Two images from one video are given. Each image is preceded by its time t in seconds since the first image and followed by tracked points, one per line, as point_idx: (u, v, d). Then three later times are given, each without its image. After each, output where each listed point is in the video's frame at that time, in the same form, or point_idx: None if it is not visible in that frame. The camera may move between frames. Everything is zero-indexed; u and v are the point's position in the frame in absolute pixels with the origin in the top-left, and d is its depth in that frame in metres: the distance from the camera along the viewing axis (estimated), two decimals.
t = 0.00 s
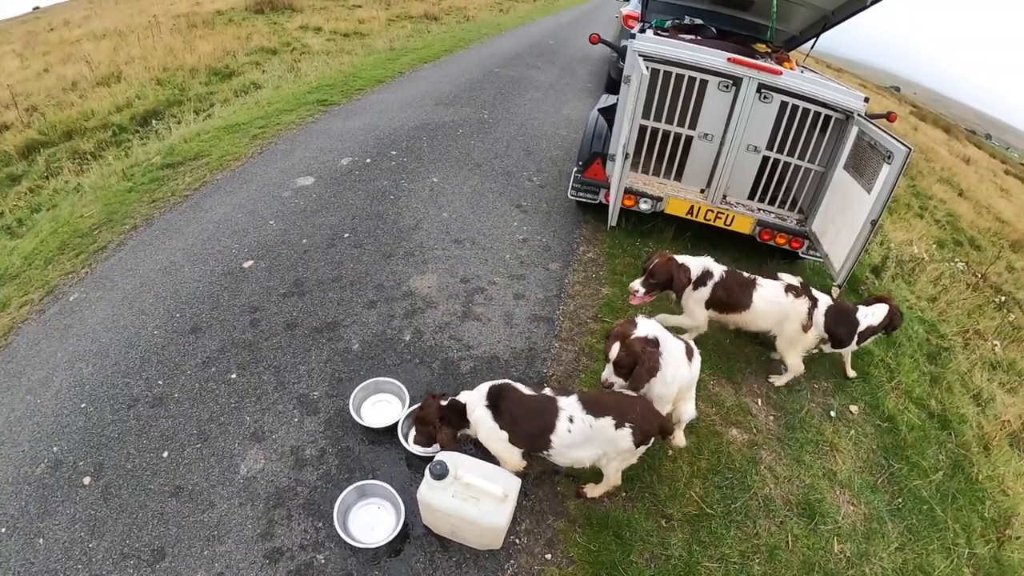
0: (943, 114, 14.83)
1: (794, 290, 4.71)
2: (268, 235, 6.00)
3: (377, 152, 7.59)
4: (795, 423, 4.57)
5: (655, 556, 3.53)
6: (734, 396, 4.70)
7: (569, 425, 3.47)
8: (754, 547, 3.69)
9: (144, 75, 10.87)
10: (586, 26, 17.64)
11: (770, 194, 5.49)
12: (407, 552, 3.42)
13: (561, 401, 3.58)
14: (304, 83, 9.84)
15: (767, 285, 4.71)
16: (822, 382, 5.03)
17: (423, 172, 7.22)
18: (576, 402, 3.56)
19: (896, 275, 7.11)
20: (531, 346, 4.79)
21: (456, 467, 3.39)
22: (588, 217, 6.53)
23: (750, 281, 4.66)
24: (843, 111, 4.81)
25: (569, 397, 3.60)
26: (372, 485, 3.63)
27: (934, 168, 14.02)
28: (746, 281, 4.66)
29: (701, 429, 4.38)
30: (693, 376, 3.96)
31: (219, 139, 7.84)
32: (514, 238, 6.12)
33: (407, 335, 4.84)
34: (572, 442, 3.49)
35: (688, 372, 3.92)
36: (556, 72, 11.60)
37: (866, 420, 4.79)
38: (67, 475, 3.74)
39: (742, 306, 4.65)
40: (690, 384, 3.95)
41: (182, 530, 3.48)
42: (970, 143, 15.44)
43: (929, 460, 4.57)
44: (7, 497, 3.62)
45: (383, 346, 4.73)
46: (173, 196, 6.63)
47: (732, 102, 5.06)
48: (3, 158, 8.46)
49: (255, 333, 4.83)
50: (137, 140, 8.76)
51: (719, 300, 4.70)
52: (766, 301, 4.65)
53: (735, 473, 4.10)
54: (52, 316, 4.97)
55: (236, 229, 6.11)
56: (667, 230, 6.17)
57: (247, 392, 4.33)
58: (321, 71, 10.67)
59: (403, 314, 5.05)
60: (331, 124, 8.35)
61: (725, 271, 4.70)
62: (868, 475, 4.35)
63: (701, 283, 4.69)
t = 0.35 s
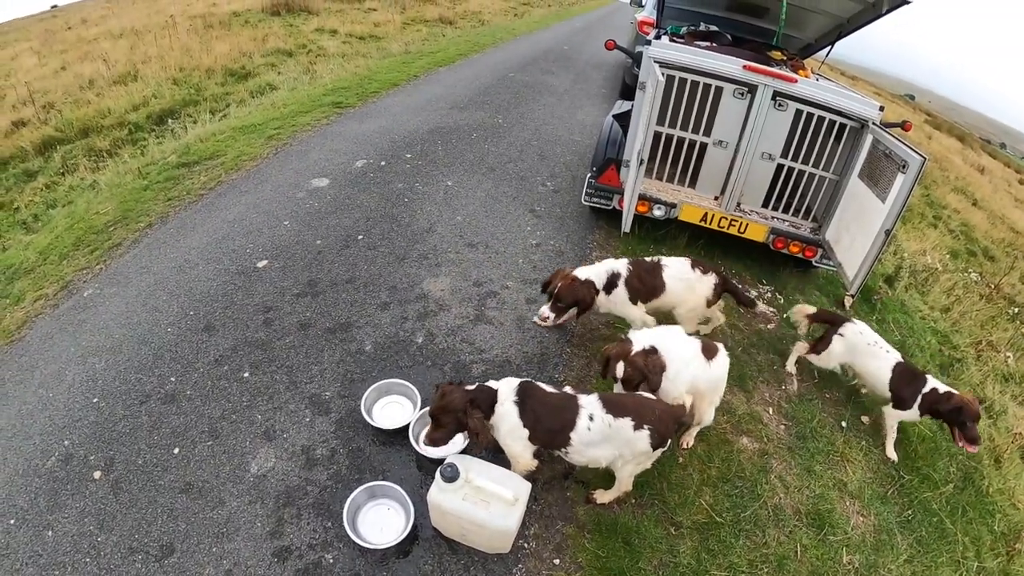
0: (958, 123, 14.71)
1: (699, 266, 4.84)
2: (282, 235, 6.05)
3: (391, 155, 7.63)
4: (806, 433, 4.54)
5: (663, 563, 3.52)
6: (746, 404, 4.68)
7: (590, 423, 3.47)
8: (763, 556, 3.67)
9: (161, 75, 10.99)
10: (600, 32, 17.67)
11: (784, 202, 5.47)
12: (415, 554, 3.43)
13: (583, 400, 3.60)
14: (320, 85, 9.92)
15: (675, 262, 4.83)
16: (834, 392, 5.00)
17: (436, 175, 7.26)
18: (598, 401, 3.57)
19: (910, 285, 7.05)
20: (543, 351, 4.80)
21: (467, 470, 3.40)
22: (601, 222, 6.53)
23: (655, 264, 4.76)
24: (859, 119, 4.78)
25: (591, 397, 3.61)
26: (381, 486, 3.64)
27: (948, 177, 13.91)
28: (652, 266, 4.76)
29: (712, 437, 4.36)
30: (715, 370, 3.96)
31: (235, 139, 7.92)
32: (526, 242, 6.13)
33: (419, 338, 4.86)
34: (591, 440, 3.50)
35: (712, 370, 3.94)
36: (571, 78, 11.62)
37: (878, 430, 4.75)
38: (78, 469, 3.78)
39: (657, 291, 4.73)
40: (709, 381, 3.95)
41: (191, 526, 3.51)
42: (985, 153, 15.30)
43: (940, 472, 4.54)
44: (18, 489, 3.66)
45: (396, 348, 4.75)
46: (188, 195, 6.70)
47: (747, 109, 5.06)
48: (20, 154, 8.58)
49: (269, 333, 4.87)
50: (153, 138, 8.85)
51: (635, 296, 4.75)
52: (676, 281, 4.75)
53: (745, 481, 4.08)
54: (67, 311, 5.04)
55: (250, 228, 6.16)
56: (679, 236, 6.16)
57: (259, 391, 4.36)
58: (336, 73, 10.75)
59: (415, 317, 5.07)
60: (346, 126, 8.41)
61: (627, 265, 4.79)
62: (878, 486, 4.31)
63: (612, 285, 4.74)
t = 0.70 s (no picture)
0: (969, 131, 14.63)
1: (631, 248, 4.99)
2: (292, 236, 6.09)
3: (401, 157, 7.67)
4: (812, 439, 4.52)
5: (667, 568, 3.51)
6: (752, 410, 4.67)
7: (617, 415, 3.53)
8: (767, 562, 3.66)
9: (173, 75, 11.09)
10: (610, 36, 17.69)
11: (793, 208, 5.46)
12: (419, 555, 3.44)
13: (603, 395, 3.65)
14: (330, 87, 9.98)
15: (610, 248, 4.87)
16: (842, 399, 4.97)
17: (445, 178, 7.29)
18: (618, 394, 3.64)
19: (918, 293, 7.02)
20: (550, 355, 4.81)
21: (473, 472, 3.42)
22: (609, 226, 6.53)
23: (596, 259, 4.71)
24: (868, 126, 4.78)
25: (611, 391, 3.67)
26: (386, 486, 3.66)
27: (958, 184, 13.82)
28: (593, 262, 4.69)
29: (718, 442, 4.36)
30: (732, 333, 4.43)
31: (246, 139, 7.98)
32: (534, 246, 6.14)
33: (427, 339, 4.88)
34: (618, 431, 3.54)
35: (712, 340, 4.37)
36: (581, 82, 11.64)
37: (885, 438, 4.73)
38: (85, 464, 3.81)
39: (609, 281, 4.70)
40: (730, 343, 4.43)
41: (196, 523, 3.54)
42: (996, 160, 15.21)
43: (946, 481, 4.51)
44: (25, 483, 3.70)
45: (403, 350, 4.77)
46: (198, 194, 6.76)
47: (756, 115, 5.06)
48: (32, 151, 8.68)
49: (277, 332, 4.90)
50: (164, 138, 8.93)
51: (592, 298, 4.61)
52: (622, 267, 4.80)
53: (751, 487, 4.07)
54: (76, 307, 5.09)
55: (260, 228, 6.20)
56: (688, 241, 6.15)
57: (267, 390, 4.39)
58: (347, 75, 10.81)
59: (423, 318, 5.09)
60: (356, 128, 8.46)
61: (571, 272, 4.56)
62: (884, 494, 4.29)
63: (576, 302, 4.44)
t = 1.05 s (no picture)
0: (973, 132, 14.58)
1: (570, 242, 4.83)
2: (294, 231, 6.09)
3: (404, 153, 7.66)
4: (813, 439, 4.52)
5: (667, 566, 3.51)
6: (753, 409, 4.67)
7: (648, 460, 3.49)
8: (766, 562, 3.66)
9: (176, 69, 11.08)
10: (614, 33, 17.63)
11: (796, 207, 5.45)
12: (419, 550, 3.44)
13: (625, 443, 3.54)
14: (334, 82, 9.96)
15: (550, 253, 4.67)
16: (843, 399, 4.97)
17: (448, 174, 7.28)
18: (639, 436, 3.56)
19: (921, 294, 7.01)
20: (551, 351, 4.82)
21: (473, 466, 3.41)
22: (612, 224, 6.53)
23: (540, 267, 4.50)
24: (873, 125, 4.76)
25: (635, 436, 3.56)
26: (387, 481, 3.66)
27: (962, 185, 13.77)
28: (537, 271, 4.49)
29: (719, 441, 4.36)
30: (749, 319, 4.52)
31: (249, 134, 7.97)
32: (536, 243, 6.14)
33: (429, 335, 4.88)
34: (656, 473, 3.54)
35: (735, 337, 4.43)
36: (585, 79, 11.60)
37: (885, 439, 4.73)
38: (87, 457, 3.82)
39: (561, 283, 4.50)
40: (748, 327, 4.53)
41: (197, 516, 3.55)
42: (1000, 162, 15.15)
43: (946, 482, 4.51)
44: (27, 476, 3.71)
45: (405, 345, 4.77)
46: (201, 188, 6.76)
47: (761, 114, 5.04)
48: (35, 145, 8.69)
49: (279, 327, 4.90)
50: (168, 132, 8.93)
51: (547, 304, 4.39)
52: (567, 265, 4.64)
53: (751, 486, 4.07)
54: (79, 301, 5.10)
55: (262, 223, 6.20)
56: (691, 240, 6.15)
57: (269, 384, 4.40)
58: (350, 71, 10.80)
59: (425, 314, 5.09)
60: (359, 123, 8.45)
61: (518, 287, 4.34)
62: (884, 495, 4.29)
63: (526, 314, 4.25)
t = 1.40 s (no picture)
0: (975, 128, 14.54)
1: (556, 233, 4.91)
2: (294, 227, 6.09)
3: (404, 149, 7.64)
4: (814, 435, 4.52)
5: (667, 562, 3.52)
6: (753, 405, 4.67)
7: (663, 518, 3.30)
8: (767, 558, 3.66)
9: (176, 66, 11.06)
10: (615, 29, 17.57)
11: (797, 202, 5.45)
12: (420, 545, 3.45)
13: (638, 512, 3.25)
14: (334, 78, 9.94)
15: (551, 251, 4.72)
16: (844, 395, 4.96)
17: (449, 170, 7.27)
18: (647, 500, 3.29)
19: (921, 290, 7.00)
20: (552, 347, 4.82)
21: (473, 462, 3.41)
22: (612, 220, 6.52)
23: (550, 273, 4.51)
24: (874, 121, 4.75)
25: (648, 501, 3.28)
26: (388, 476, 3.65)
27: (964, 182, 13.74)
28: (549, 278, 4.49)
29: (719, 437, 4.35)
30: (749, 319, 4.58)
31: (249, 130, 7.96)
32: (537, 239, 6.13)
33: (429, 331, 4.88)
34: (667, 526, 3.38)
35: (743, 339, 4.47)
36: (585, 74, 11.58)
37: (886, 435, 4.72)
38: (88, 454, 3.83)
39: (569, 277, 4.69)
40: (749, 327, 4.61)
41: (198, 512, 3.55)
42: (1001, 158, 15.12)
43: (947, 478, 4.51)
44: (29, 473, 3.71)
45: (406, 341, 4.77)
46: (201, 185, 6.75)
47: (762, 109, 5.03)
48: (35, 143, 8.68)
49: (280, 323, 4.90)
50: (168, 129, 8.91)
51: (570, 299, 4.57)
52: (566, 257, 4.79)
53: (751, 482, 4.07)
54: (79, 298, 5.10)
55: (263, 219, 6.19)
56: (691, 236, 6.14)
57: (270, 380, 4.40)
58: (350, 67, 10.77)
59: (426, 310, 5.09)
60: (359, 120, 8.43)
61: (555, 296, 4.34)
62: (884, 491, 4.29)
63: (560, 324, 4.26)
